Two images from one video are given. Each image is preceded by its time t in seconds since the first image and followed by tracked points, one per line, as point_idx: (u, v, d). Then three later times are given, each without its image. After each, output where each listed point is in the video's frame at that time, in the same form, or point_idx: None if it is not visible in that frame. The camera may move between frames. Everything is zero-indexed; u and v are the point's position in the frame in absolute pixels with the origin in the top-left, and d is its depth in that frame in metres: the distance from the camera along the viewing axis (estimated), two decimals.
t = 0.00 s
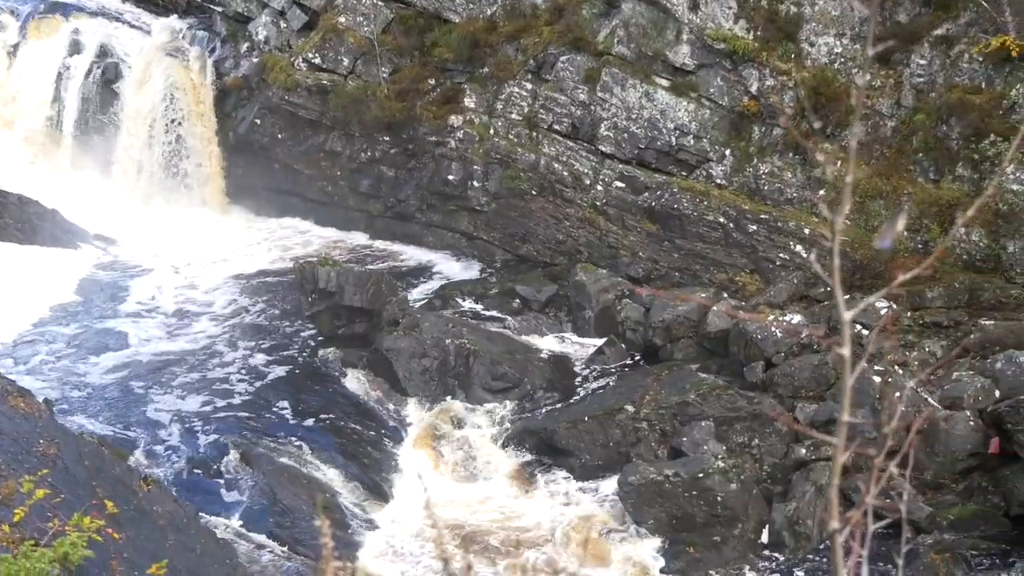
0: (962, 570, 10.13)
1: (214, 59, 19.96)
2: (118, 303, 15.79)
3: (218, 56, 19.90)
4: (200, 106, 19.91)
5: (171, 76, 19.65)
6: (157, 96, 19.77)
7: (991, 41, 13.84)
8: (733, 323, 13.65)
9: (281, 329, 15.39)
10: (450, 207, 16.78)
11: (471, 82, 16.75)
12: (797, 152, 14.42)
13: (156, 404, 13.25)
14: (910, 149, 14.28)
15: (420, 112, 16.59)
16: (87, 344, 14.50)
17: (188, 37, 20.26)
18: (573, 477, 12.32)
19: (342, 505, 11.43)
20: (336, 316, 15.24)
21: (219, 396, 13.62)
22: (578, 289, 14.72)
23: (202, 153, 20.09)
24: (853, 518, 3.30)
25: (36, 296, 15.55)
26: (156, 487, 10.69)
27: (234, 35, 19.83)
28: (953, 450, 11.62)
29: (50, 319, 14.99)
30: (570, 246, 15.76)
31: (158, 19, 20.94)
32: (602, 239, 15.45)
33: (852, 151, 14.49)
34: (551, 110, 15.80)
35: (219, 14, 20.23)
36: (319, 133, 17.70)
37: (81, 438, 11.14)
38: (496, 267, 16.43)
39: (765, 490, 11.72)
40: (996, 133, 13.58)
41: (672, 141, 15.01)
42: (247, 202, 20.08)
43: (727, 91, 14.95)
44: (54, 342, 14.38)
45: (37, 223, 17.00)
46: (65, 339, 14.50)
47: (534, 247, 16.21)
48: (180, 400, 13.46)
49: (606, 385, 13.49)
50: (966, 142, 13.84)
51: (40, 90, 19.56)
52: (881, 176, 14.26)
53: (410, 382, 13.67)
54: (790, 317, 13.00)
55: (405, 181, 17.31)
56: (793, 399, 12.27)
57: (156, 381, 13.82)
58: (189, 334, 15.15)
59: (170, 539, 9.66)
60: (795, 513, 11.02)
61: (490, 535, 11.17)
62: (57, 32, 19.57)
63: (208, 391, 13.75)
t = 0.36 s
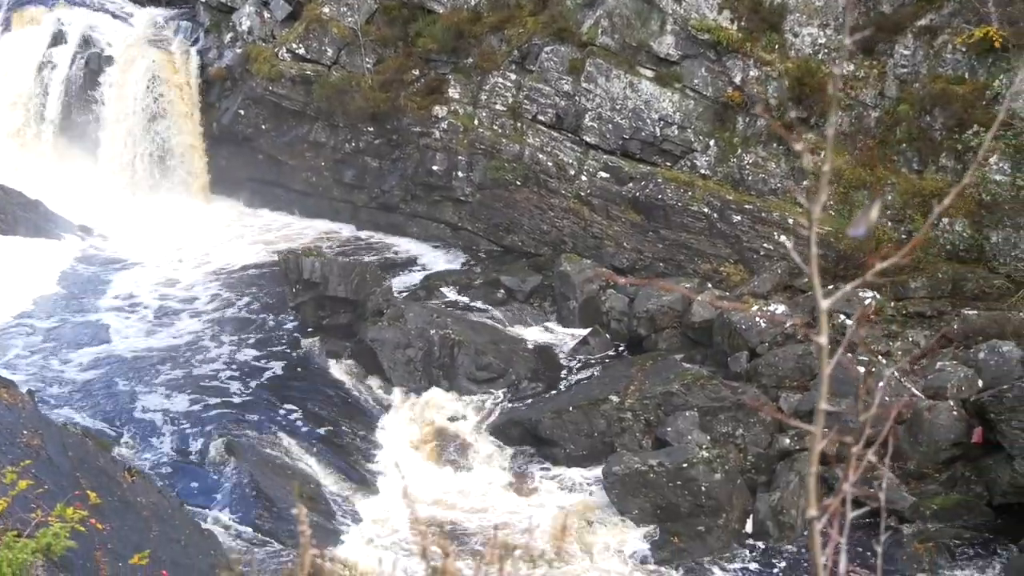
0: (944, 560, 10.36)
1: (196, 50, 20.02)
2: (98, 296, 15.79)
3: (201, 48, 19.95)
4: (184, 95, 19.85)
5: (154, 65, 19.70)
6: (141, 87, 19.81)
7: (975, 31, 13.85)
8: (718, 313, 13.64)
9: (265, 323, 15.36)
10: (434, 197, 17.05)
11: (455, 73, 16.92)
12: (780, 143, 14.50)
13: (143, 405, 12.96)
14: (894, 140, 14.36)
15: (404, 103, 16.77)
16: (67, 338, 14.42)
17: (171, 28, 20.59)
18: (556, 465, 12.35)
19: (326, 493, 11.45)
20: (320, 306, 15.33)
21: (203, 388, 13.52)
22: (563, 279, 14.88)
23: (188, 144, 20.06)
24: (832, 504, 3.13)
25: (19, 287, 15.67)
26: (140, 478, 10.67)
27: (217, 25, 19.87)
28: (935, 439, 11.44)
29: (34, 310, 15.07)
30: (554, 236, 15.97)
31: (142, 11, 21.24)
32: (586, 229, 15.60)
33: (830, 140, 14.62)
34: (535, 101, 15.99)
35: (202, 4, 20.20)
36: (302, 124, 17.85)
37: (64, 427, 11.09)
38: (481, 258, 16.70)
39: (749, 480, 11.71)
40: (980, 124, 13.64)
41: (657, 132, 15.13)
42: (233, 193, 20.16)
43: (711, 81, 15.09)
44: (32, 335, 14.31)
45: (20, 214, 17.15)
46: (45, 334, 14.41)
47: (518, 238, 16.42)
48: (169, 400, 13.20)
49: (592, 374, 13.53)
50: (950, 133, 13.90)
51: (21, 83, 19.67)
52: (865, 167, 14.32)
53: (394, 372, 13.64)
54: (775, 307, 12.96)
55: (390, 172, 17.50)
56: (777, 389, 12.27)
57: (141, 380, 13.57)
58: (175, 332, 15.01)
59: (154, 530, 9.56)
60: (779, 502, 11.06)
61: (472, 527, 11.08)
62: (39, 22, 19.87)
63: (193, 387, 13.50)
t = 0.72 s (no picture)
0: (930, 549, 10.38)
1: (182, 40, 19.93)
2: (79, 291, 15.73)
3: (187, 38, 19.89)
4: (168, 82, 19.97)
5: (139, 56, 19.73)
6: (127, 76, 19.91)
7: (960, 22, 13.91)
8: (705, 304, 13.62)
9: (251, 318, 15.30)
10: (421, 188, 17.09)
11: (442, 63, 17.03)
12: (767, 134, 14.54)
13: (135, 406, 12.75)
14: (881, 130, 14.43)
15: (390, 94, 16.82)
16: (51, 333, 14.37)
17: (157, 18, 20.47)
18: (543, 456, 12.36)
19: (314, 484, 11.43)
20: (307, 298, 15.29)
21: (188, 382, 13.46)
22: (549, 270, 14.94)
23: (172, 135, 20.06)
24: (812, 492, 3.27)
25: (5, 280, 15.71)
26: (127, 470, 10.62)
27: (203, 15, 19.85)
28: (920, 429, 11.49)
29: (19, 303, 15.12)
30: (541, 228, 15.97)
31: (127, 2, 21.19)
32: (573, 220, 15.61)
33: (813, 128, 14.86)
34: (521, 92, 16.05)
35: None
36: (289, 115, 17.84)
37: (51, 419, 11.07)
38: (468, 248, 16.73)
39: (735, 470, 11.74)
40: (965, 114, 13.67)
41: (643, 122, 15.17)
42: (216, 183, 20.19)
43: (698, 71, 15.12)
44: (12, 330, 14.24)
45: (7, 205, 17.16)
46: (28, 330, 14.35)
47: (505, 229, 16.41)
48: (161, 402, 12.95)
49: (579, 366, 13.54)
50: (935, 123, 13.96)
51: (6, 75, 19.82)
52: (852, 158, 14.37)
53: (381, 364, 13.71)
54: (761, 298, 13.08)
55: (376, 162, 17.59)
56: (763, 379, 12.28)
57: (128, 378, 13.44)
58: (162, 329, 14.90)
59: (140, 522, 9.53)
60: (766, 492, 11.07)
61: (460, 523, 10.96)
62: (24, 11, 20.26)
63: (182, 386, 13.36)
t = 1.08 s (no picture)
0: (917, 535, 10.41)
1: (172, 25, 19.90)
2: (66, 277, 15.71)
3: (177, 22, 19.84)
4: (157, 65, 19.88)
5: (129, 39, 19.65)
6: (116, 60, 19.81)
7: (953, 9, 13.94)
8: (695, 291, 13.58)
9: (242, 306, 15.27)
10: (412, 173, 17.22)
11: (433, 48, 17.04)
12: (757, 120, 14.62)
13: (132, 406, 12.48)
14: (871, 117, 14.47)
15: (381, 79, 16.85)
16: (42, 319, 14.38)
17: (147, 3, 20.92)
18: (533, 442, 12.33)
19: (301, 469, 11.41)
20: (297, 282, 15.35)
21: (178, 369, 13.42)
22: (540, 256, 14.91)
23: (162, 119, 20.11)
24: (798, 475, 2.93)
25: None
26: (117, 453, 10.58)
27: None
28: (908, 416, 11.49)
29: (7, 289, 15.14)
30: (531, 213, 16.05)
31: None
32: (564, 206, 15.72)
33: (804, 115, 14.88)
34: (512, 77, 16.19)
35: None
36: (279, 99, 17.94)
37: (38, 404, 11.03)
38: (458, 233, 16.84)
39: (724, 456, 11.78)
40: (955, 102, 13.73)
41: (634, 108, 15.29)
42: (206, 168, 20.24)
43: (689, 57, 15.21)
44: None
45: None
46: (15, 316, 14.32)
47: (495, 215, 16.53)
48: (156, 399, 12.70)
49: (570, 352, 13.48)
50: (927, 111, 14.00)
51: None
52: (842, 145, 14.43)
53: (371, 349, 13.67)
54: (751, 284, 13.23)
55: (366, 147, 17.61)
56: (752, 365, 12.27)
57: (119, 366, 13.38)
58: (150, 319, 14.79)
59: (130, 505, 9.65)
60: (754, 478, 11.11)
61: (447, 511, 10.92)
62: None
63: (172, 377, 13.19)
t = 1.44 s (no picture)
0: (907, 516, 10.45)
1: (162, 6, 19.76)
2: (56, 262, 15.67)
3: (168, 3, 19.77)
4: (148, 44, 19.76)
5: (119, 19, 19.49)
6: (106, 40, 19.73)
7: None
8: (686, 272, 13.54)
9: (235, 291, 15.19)
10: (404, 154, 17.12)
11: (425, 29, 17.00)
12: (748, 102, 14.82)
13: (134, 401, 12.21)
14: (863, 99, 14.48)
15: (372, 59, 16.91)
16: (33, 303, 14.38)
17: None
18: (524, 423, 12.34)
19: (292, 449, 11.39)
20: (288, 263, 15.28)
21: (174, 357, 13.25)
22: (531, 237, 14.99)
23: (153, 100, 20.00)
24: (786, 456, 3.01)
25: None
26: (108, 435, 10.64)
27: None
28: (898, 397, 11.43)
29: None
30: (523, 194, 16.15)
31: None
32: (556, 186, 15.85)
33: (796, 97, 14.87)
34: (503, 58, 16.17)
35: None
36: (270, 80, 18.03)
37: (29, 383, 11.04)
38: (450, 214, 16.87)
39: (715, 437, 11.78)
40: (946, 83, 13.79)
41: (626, 90, 15.39)
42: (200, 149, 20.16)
43: (681, 39, 15.30)
44: None
45: None
46: (3, 299, 14.35)
47: (487, 196, 16.57)
48: (156, 397, 12.33)
49: (563, 333, 13.49)
50: (918, 92, 14.02)
51: None
52: (834, 127, 14.45)
53: (362, 330, 13.67)
54: (742, 265, 13.26)
55: (357, 128, 17.55)
56: (743, 346, 12.27)
57: (110, 351, 13.31)
58: (139, 305, 14.72)
59: (121, 485, 9.62)
60: (744, 459, 11.08)
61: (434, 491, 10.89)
62: None
63: (165, 367, 12.99)
